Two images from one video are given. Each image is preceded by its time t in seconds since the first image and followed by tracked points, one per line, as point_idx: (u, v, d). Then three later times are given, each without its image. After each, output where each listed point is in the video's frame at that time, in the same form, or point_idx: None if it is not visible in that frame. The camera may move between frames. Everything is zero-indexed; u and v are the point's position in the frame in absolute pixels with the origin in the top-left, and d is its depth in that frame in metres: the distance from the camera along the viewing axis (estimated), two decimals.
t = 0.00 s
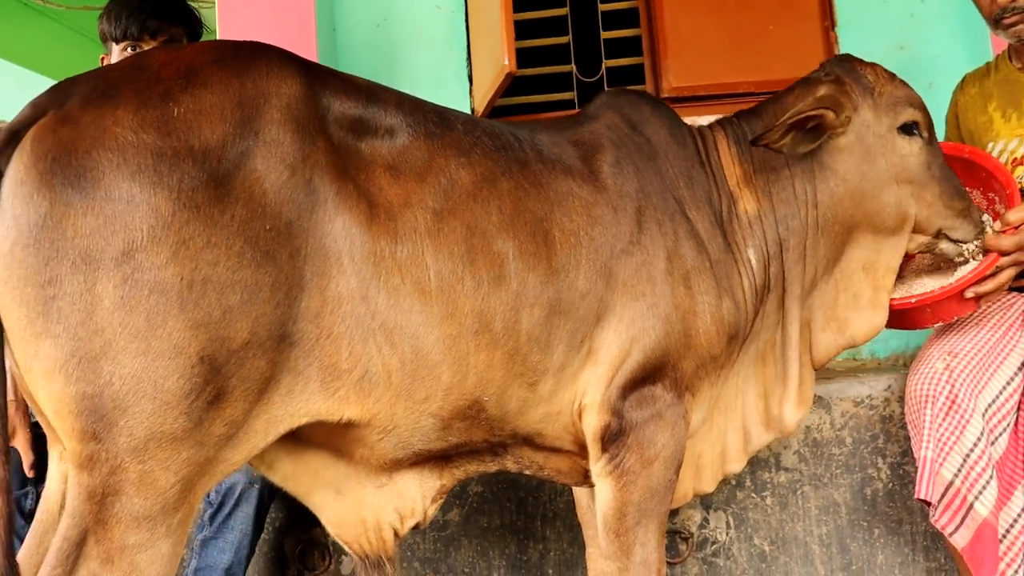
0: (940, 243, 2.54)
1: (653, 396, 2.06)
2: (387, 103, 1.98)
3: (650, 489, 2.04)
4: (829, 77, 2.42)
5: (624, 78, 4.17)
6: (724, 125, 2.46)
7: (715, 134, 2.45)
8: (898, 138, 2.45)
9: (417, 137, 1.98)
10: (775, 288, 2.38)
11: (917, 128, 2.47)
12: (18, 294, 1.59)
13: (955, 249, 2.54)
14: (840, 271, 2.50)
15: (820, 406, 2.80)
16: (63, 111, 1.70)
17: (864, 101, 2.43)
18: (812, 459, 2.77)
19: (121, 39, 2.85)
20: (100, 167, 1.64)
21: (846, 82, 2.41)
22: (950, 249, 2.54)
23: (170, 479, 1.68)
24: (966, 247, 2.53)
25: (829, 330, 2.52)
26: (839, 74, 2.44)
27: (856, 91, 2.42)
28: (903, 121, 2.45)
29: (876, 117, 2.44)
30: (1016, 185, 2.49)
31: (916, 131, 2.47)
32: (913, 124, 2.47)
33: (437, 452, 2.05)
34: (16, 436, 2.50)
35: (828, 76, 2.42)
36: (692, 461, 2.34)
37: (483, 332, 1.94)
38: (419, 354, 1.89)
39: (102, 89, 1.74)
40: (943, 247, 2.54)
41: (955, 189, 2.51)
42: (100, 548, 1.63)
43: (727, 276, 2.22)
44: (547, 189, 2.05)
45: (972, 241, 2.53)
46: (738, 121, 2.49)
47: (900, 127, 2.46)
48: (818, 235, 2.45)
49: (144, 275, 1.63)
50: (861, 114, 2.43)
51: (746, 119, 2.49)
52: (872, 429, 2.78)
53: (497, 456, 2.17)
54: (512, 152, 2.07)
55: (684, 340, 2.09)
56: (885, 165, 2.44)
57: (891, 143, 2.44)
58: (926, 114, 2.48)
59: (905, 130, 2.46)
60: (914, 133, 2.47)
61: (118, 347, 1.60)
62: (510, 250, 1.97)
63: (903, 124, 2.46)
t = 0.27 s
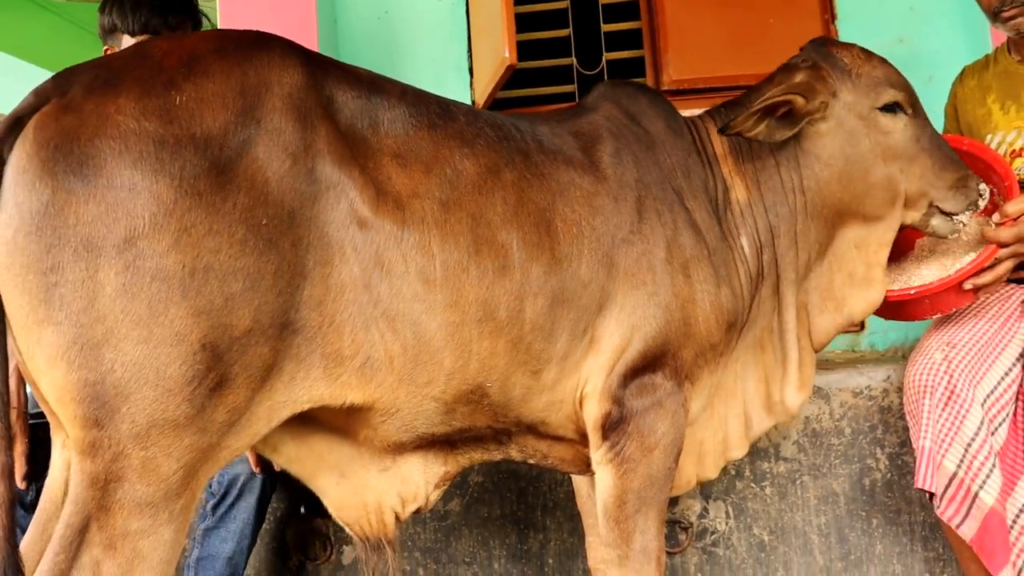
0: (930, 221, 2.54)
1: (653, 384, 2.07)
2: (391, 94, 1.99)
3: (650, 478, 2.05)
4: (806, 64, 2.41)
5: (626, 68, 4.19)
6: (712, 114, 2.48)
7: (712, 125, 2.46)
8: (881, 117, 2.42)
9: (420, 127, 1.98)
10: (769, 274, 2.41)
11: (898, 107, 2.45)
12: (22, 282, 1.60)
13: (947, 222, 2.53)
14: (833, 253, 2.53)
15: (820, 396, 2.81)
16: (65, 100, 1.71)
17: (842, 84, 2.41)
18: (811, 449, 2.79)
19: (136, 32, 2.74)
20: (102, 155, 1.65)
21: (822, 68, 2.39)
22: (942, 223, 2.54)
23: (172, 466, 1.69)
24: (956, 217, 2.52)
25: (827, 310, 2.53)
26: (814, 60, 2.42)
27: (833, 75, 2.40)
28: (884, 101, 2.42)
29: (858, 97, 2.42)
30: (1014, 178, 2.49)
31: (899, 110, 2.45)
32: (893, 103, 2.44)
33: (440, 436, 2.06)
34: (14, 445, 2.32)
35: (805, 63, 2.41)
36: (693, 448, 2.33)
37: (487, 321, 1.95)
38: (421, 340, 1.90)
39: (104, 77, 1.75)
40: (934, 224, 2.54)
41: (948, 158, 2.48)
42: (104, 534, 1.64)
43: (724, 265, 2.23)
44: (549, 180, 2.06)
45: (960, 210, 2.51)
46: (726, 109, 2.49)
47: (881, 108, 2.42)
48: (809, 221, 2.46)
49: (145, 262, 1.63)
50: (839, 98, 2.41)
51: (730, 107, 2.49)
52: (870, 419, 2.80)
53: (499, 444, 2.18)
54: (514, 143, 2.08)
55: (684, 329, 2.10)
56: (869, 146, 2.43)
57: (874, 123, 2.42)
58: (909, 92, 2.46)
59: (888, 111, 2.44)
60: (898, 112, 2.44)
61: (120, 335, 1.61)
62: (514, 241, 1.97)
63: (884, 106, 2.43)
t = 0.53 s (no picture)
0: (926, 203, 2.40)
1: (656, 375, 2.08)
2: (400, 86, 1.99)
3: (652, 468, 2.06)
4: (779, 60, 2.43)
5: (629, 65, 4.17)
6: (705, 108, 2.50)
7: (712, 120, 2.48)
8: (850, 105, 2.38)
9: (429, 119, 1.99)
10: (773, 269, 2.41)
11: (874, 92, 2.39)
12: (32, 271, 1.61)
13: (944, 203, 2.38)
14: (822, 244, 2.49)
15: (823, 391, 2.81)
16: (75, 90, 1.72)
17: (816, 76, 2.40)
18: (814, 444, 2.80)
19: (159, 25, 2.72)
20: (112, 145, 1.65)
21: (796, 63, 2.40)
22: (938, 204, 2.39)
23: (179, 454, 1.70)
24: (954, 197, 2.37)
25: (817, 302, 2.50)
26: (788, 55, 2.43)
27: (804, 68, 2.40)
28: (855, 88, 2.38)
29: (826, 86, 2.39)
30: (1017, 173, 2.50)
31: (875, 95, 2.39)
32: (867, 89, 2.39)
33: (446, 425, 2.07)
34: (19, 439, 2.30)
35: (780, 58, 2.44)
36: (689, 440, 2.36)
37: (493, 312, 1.96)
38: (430, 329, 1.91)
39: (114, 67, 1.76)
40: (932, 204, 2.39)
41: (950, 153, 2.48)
42: (110, 521, 1.65)
43: (723, 258, 2.25)
44: (555, 173, 2.07)
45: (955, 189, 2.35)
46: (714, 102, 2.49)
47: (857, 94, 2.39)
48: (802, 216, 2.45)
49: (154, 252, 1.64)
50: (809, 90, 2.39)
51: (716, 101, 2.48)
52: (873, 414, 2.81)
53: (503, 433, 2.18)
54: (521, 136, 2.09)
55: (686, 321, 2.11)
56: (842, 136, 2.39)
57: (846, 112, 2.38)
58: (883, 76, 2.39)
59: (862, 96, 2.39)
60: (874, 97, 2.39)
61: (128, 324, 1.62)
62: (521, 232, 1.98)
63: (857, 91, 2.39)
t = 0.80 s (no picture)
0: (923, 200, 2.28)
1: (656, 372, 2.07)
2: (405, 83, 1.99)
3: (652, 464, 2.06)
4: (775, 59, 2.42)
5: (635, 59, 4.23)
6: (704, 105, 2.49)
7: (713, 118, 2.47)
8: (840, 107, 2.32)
9: (434, 117, 1.98)
10: (772, 267, 2.41)
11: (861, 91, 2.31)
12: (44, 265, 1.59)
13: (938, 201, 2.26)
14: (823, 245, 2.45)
15: (827, 388, 2.81)
16: (87, 83, 1.71)
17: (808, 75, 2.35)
18: (817, 441, 2.80)
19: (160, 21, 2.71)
20: (125, 139, 1.65)
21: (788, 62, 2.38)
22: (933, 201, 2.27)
23: (188, 449, 1.70)
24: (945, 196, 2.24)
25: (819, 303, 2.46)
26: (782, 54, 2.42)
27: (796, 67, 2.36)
28: (841, 88, 2.31)
29: (816, 88, 2.34)
30: None
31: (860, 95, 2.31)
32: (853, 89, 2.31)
33: (448, 426, 2.07)
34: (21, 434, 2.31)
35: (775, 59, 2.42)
36: (684, 436, 2.35)
37: (496, 309, 1.95)
38: (435, 327, 1.90)
39: (124, 61, 1.74)
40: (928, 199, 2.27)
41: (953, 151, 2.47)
42: (117, 515, 1.65)
43: (719, 256, 2.25)
44: (557, 171, 2.06)
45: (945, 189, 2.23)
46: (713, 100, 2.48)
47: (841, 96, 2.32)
48: (797, 219, 2.43)
49: (168, 247, 1.63)
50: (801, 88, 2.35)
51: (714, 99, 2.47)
52: (877, 412, 2.80)
53: (504, 428, 2.18)
54: (523, 134, 2.08)
55: (684, 317, 2.11)
56: (833, 139, 2.34)
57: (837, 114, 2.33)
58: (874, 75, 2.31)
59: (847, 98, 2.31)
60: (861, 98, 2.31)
61: (142, 319, 1.61)
62: (524, 229, 1.98)
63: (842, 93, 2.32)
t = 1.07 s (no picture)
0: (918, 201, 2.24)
1: (652, 371, 2.06)
2: (403, 83, 1.98)
3: (648, 464, 2.05)
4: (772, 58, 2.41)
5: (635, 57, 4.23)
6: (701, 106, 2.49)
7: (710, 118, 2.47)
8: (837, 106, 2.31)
9: (431, 117, 1.98)
10: (769, 267, 2.40)
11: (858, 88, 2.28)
12: (44, 264, 1.59)
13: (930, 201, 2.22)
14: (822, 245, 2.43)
15: (826, 388, 2.81)
16: (86, 81, 1.70)
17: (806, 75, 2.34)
18: (817, 442, 2.79)
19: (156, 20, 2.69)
20: (126, 137, 1.63)
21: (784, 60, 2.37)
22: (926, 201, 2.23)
23: (187, 449, 1.69)
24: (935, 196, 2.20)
25: (821, 304, 2.44)
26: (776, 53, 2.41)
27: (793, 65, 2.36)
28: (838, 86, 2.29)
29: (813, 84, 2.33)
30: None
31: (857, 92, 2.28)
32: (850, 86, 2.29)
33: (446, 426, 2.07)
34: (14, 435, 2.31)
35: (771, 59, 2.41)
36: (679, 434, 2.37)
37: (493, 308, 1.95)
38: (432, 327, 1.90)
39: (124, 59, 1.73)
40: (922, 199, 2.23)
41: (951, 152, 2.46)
42: (115, 514, 1.64)
43: (714, 256, 2.25)
44: (553, 171, 2.06)
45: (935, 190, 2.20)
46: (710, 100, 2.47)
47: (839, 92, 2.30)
48: (796, 220, 2.41)
49: (169, 246, 1.62)
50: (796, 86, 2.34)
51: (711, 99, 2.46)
52: (877, 412, 2.80)
53: (500, 428, 2.17)
54: (520, 134, 2.08)
55: (679, 317, 2.10)
56: (830, 138, 2.32)
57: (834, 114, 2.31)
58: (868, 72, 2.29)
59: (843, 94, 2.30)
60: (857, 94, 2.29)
61: (142, 318, 1.60)
62: (520, 229, 1.97)
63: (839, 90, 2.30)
